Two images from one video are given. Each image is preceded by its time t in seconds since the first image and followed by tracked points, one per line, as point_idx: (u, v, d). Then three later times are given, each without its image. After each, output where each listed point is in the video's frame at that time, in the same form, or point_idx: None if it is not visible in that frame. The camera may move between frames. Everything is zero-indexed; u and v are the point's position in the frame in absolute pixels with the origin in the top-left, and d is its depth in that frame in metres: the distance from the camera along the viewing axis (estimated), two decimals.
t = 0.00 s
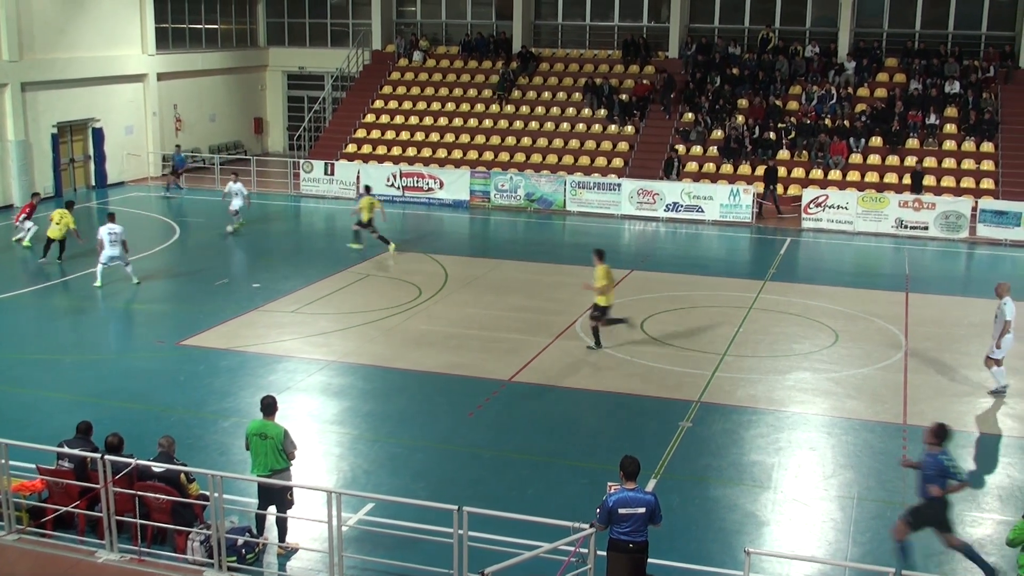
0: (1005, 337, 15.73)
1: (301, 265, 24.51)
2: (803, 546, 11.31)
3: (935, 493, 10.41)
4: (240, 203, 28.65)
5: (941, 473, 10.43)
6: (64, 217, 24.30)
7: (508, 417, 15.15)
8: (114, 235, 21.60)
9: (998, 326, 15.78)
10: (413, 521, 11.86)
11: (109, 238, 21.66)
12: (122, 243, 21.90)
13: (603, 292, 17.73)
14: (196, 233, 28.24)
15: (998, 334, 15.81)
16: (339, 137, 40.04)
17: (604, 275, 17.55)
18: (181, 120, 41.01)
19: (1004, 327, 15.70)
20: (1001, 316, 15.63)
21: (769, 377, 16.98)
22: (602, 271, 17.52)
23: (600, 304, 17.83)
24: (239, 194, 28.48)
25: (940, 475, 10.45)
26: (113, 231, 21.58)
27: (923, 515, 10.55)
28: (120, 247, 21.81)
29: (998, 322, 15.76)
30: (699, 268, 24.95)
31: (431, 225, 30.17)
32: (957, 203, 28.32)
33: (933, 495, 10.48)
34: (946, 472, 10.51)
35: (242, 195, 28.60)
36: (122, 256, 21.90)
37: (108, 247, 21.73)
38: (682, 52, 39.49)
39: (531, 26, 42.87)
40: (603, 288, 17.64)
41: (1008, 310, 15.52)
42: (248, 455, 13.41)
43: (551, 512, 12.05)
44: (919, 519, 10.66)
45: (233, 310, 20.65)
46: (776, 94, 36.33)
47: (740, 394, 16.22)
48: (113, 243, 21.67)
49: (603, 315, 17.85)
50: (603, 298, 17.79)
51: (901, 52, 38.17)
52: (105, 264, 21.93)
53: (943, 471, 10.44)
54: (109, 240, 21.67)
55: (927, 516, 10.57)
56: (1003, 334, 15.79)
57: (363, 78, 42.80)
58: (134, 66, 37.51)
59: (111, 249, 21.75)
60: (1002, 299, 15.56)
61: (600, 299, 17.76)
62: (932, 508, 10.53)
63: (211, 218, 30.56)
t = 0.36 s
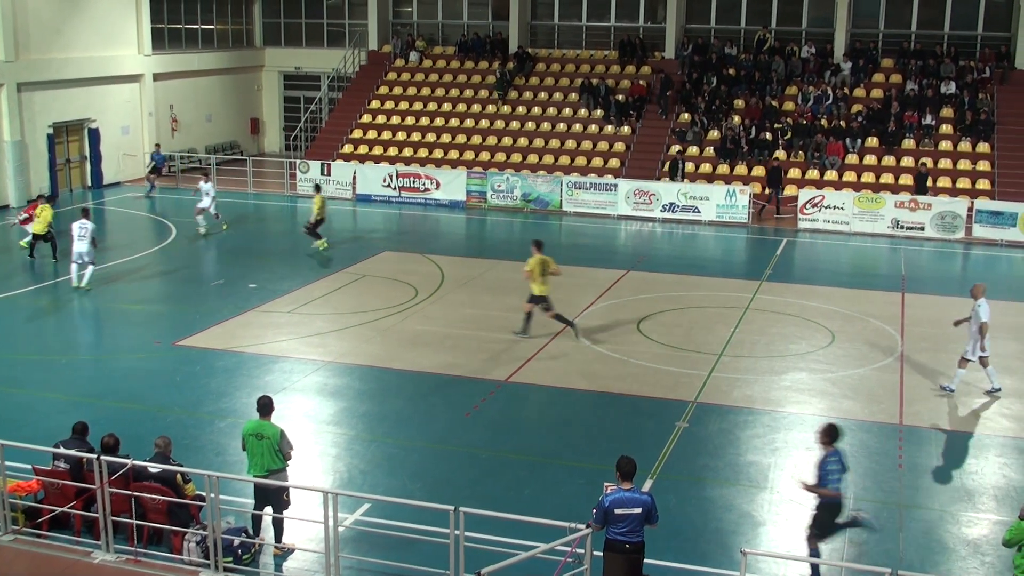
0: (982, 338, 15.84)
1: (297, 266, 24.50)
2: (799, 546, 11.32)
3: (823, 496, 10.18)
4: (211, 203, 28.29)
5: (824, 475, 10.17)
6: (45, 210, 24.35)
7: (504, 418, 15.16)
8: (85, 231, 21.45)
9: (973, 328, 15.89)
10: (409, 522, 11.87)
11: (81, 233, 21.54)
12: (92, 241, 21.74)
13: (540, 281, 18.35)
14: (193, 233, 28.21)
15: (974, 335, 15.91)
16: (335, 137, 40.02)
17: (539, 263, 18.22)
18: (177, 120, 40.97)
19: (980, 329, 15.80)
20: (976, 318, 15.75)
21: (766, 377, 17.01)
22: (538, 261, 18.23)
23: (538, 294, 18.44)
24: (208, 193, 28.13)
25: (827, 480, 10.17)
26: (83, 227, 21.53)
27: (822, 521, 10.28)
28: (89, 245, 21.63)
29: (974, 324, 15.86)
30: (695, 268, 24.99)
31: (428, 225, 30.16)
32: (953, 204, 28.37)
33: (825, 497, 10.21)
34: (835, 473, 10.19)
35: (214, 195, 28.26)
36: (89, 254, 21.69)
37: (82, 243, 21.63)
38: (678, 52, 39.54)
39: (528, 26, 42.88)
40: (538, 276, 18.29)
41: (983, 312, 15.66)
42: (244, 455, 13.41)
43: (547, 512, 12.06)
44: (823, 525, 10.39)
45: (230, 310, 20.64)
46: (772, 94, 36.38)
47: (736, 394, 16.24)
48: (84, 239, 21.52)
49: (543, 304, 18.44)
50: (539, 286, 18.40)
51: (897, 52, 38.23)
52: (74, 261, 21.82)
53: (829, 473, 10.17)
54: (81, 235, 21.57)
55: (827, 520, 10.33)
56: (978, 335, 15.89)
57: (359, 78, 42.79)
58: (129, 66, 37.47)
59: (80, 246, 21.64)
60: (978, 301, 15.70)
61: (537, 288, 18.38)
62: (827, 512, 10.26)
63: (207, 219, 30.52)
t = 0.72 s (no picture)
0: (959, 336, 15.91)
1: (294, 266, 24.48)
2: (795, 545, 11.34)
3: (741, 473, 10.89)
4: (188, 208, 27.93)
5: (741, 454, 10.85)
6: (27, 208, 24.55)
7: (501, 418, 15.16)
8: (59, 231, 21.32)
9: (951, 326, 15.95)
10: (405, 522, 11.86)
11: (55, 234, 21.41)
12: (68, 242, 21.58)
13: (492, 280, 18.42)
14: (189, 234, 28.17)
15: (952, 333, 15.96)
16: (331, 137, 40.01)
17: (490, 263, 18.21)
18: (173, 120, 40.93)
19: (959, 327, 15.86)
20: (955, 315, 15.81)
21: (762, 377, 17.03)
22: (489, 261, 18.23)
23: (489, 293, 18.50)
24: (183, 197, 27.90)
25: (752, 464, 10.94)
26: (58, 229, 21.44)
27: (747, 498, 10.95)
28: (64, 246, 21.47)
29: (952, 322, 15.93)
30: (692, 268, 25.01)
31: (424, 225, 30.15)
32: (949, 204, 28.41)
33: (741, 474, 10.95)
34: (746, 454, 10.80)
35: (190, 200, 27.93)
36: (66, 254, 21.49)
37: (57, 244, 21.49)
38: (675, 52, 39.55)
39: (524, 27, 42.87)
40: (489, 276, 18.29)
41: (962, 310, 15.74)
42: (241, 456, 13.40)
43: (544, 512, 12.08)
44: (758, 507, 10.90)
45: (226, 310, 20.63)
46: (768, 95, 36.41)
47: (733, 394, 16.25)
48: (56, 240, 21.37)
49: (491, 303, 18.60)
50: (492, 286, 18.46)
51: (894, 53, 38.26)
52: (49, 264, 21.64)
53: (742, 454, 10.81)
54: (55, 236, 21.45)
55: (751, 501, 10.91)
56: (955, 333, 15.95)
57: (356, 78, 42.79)
58: (126, 67, 37.43)
59: (55, 248, 21.50)
60: (957, 299, 15.76)
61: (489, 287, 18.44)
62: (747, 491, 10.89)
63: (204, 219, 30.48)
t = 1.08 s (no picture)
0: (935, 333, 16.05)
1: (289, 267, 24.46)
2: (791, 545, 11.36)
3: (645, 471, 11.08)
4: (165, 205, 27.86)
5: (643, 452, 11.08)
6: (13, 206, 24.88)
7: (497, 418, 15.17)
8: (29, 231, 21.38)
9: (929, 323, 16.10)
10: (401, 522, 11.85)
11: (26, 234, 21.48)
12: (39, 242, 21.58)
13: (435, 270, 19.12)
14: (185, 234, 28.15)
15: (930, 330, 16.08)
16: (327, 138, 39.98)
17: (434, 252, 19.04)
18: (169, 121, 40.89)
19: (936, 324, 16.00)
20: (931, 312, 15.99)
21: (758, 377, 17.05)
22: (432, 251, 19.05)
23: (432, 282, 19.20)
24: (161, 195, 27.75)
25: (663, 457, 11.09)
26: (32, 228, 21.55)
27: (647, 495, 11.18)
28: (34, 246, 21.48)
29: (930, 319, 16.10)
30: (687, 268, 25.03)
31: (421, 225, 30.15)
32: (945, 204, 28.47)
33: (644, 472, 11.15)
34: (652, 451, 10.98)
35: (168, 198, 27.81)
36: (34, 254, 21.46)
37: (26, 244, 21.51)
38: (671, 52, 39.59)
39: (520, 27, 42.88)
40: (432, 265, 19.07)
41: (938, 307, 15.93)
42: (238, 456, 13.39)
43: (540, 511, 12.08)
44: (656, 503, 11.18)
45: (221, 311, 20.61)
46: (764, 94, 36.44)
47: (729, 394, 16.26)
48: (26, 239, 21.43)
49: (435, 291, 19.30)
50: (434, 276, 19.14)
51: (889, 52, 38.32)
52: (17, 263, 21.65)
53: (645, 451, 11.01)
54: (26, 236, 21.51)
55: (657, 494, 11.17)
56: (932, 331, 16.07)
57: (352, 78, 42.76)
58: (121, 67, 37.39)
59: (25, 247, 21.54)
60: (933, 296, 15.97)
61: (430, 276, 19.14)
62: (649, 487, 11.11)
63: (200, 219, 30.46)
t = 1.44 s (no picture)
0: (916, 331, 16.09)
1: (286, 267, 24.45)
2: (788, 544, 11.37)
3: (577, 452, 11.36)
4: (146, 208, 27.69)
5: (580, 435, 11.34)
6: None
7: (493, 418, 15.17)
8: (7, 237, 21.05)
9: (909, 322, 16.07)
10: (398, 522, 11.86)
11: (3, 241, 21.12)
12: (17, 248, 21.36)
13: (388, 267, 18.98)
14: (182, 234, 28.13)
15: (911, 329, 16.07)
16: (324, 138, 39.96)
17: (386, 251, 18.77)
18: (165, 121, 40.85)
19: (917, 323, 15.98)
20: (912, 312, 15.91)
21: (755, 377, 17.07)
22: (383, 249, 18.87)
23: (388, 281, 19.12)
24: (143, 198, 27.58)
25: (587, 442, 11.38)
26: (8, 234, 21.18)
27: (569, 479, 11.35)
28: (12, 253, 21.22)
29: (911, 318, 16.04)
30: (684, 268, 25.05)
31: (417, 225, 30.15)
32: (941, 203, 28.50)
33: (575, 454, 11.44)
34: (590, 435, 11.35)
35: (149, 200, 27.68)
36: (13, 261, 21.27)
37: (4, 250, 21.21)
38: (667, 52, 39.63)
39: (517, 27, 42.89)
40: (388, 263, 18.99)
41: (920, 307, 15.84)
42: (234, 456, 13.38)
43: (537, 511, 12.09)
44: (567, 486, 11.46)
45: (218, 311, 20.60)
46: (760, 94, 36.48)
47: (725, 394, 16.27)
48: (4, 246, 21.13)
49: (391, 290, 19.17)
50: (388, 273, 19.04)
51: (886, 52, 38.38)
52: None
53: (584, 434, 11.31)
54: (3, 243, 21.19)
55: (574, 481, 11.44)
56: (913, 330, 16.08)
57: (348, 78, 42.75)
58: (118, 67, 37.36)
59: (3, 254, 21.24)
60: (915, 296, 15.84)
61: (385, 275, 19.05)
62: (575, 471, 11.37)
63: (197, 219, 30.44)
